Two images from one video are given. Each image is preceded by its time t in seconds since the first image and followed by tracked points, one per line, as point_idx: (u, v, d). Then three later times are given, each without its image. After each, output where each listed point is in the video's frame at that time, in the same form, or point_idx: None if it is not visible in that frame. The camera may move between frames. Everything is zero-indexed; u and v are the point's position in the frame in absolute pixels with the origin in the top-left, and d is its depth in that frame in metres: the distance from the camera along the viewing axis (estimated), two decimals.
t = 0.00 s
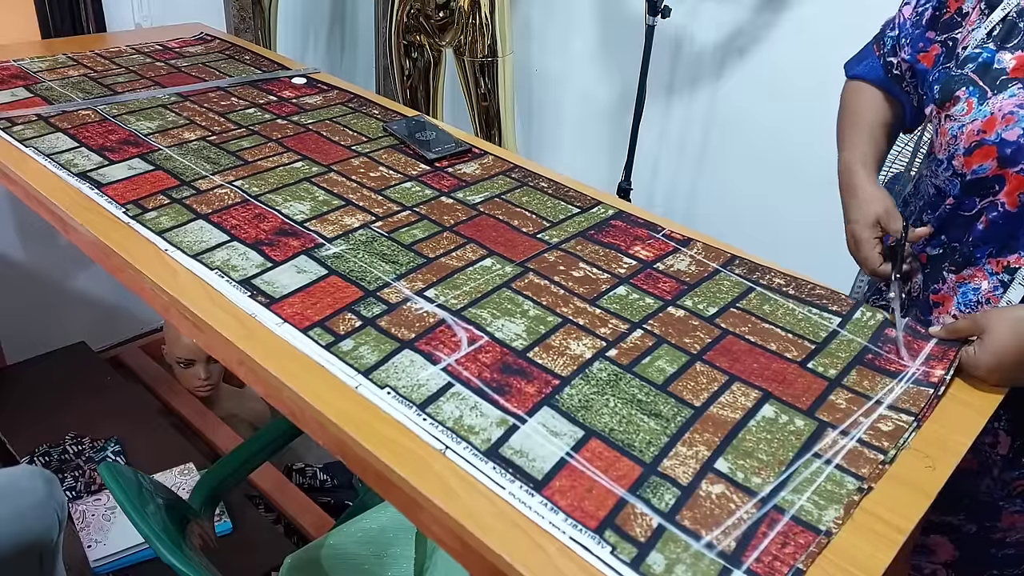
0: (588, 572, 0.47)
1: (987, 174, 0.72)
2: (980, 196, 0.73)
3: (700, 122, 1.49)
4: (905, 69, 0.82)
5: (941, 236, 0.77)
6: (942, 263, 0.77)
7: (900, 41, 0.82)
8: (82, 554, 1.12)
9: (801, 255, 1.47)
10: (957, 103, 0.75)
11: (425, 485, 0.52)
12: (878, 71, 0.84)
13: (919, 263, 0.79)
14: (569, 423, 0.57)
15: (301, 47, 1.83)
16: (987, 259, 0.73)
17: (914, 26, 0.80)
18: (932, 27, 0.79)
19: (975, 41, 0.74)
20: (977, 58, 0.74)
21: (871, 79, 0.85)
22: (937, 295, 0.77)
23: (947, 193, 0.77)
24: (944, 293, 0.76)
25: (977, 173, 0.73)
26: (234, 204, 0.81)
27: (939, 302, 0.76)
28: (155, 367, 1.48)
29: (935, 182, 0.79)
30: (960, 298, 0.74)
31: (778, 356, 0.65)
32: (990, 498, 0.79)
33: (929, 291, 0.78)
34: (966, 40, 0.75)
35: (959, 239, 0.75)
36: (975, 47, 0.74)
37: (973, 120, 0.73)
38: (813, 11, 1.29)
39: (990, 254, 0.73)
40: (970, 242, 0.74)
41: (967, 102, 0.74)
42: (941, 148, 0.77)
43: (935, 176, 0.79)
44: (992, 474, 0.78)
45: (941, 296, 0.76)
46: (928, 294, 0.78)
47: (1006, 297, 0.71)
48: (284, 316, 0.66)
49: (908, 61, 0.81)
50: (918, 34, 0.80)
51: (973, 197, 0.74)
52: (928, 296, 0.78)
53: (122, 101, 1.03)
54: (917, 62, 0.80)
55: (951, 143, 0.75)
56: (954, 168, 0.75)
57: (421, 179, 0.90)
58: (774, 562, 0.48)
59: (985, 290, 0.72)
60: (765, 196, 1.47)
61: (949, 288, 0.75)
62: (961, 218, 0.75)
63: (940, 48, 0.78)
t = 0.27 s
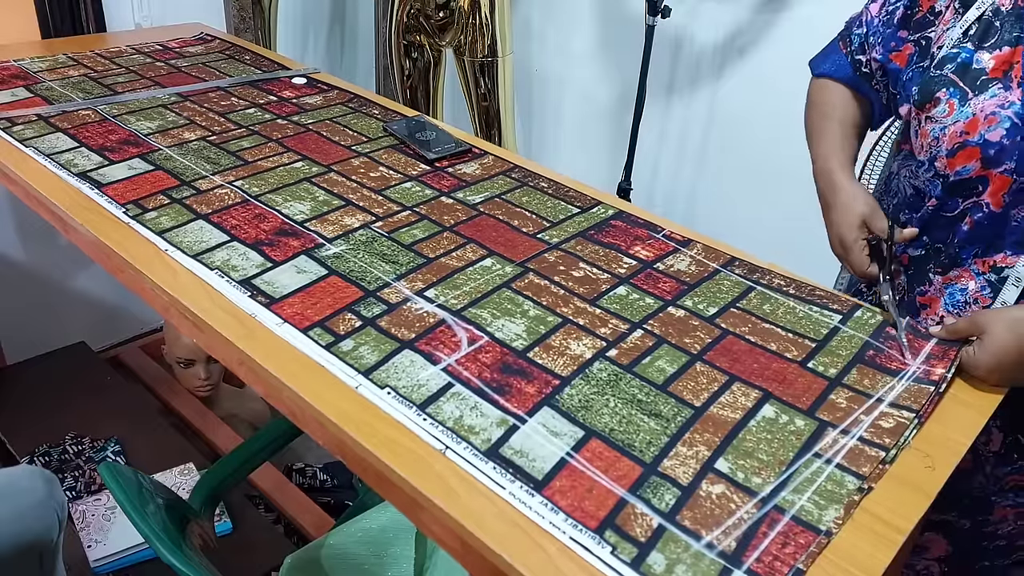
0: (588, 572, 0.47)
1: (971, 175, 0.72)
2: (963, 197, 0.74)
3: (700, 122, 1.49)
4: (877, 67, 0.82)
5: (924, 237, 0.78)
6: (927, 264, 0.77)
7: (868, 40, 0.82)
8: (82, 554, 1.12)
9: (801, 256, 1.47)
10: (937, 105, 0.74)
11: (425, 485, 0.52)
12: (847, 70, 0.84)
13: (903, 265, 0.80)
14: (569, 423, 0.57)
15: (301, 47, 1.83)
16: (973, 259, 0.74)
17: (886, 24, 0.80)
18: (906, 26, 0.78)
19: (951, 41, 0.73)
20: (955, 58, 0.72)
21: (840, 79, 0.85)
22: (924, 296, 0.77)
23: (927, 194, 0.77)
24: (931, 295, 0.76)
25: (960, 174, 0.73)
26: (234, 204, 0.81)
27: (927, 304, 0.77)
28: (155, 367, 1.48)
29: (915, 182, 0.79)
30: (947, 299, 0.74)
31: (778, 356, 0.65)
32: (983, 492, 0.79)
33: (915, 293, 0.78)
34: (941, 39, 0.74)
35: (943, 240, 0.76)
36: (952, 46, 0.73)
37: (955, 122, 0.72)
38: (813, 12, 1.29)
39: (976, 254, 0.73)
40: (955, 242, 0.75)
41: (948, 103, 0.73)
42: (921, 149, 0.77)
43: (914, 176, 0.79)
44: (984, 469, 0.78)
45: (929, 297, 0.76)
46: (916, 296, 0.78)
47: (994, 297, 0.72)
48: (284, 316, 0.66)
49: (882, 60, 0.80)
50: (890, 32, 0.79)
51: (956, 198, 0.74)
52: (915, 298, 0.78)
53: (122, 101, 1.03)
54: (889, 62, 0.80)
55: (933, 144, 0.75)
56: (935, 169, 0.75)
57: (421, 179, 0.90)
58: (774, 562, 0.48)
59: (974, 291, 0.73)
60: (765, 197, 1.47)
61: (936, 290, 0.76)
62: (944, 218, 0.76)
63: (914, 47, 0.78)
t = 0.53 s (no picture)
0: (588, 572, 0.47)
1: (963, 177, 0.72)
2: (953, 198, 0.73)
3: (700, 122, 1.49)
4: (852, 68, 0.81)
5: (913, 238, 0.77)
6: (918, 265, 0.77)
7: (845, 40, 0.81)
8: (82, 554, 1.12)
9: (802, 255, 1.47)
10: (927, 107, 0.73)
11: (425, 484, 0.52)
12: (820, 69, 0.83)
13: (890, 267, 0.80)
14: (570, 423, 0.57)
15: (301, 47, 1.83)
16: (965, 259, 0.74)
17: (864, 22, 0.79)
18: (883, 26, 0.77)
19: (937, 42, 0.72)
20: (944, 58, 0.72)
21: (813, 78, 0.83)
22: (916, 297, 0.78)
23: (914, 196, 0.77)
24: (924, 296, 0.77)
25: (952, 176, 0.72)
26: (234, 204, 0.81)
27: (921, 304, 0.78)
28: (154, 367, 1.48)
29: (901, 183, 0.78)
30: (941, 300, 0.75)
31: (778, 356, 0.65)
32: (980, 490, 0.79)
33: (907, 295, 0.79)
34: (925, 39, 0.73)
35: (931, 242, 0.76)
36: (939, 47, 0.72)
37: (946, 123, 0.72)
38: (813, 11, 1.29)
39: (968, 255, 0.74)
40: (947, 243, 0.75)
41: (939, 105, 0.72)
42: (909, 151, 0.76)
43: (900, 178, 0.78)
44: (980, 466, 0.78)
45: (922, 298, 0.77)
46: (908, 297, 0.79)
47: (987, 297, 0.72)
48: (284, 316, 0.66)
49: (862, 60, 0.80)
50: (869, 31, 0.79)
51: (946, 199, 0.74)
52: (907, 299, 0.79)
53: (122, 101, 1.03)
54: (870, 62, 0.79)
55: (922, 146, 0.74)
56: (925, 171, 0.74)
57: (421, 179, 0.90)
58: (775, 562, 0.48)
59: (967, 290, 0.73)
60: (766, 196, 1.47)
61: (929, 290, 0.77)
62: (934, 220, 0.75)
63: (896, 47, 0.77)
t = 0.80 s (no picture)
0: (588, 572, 0.47)
1: (955, 180, 0.72)
2: (945, 202, 0.73)
3: (700, 122, 1.49)
4: (826, 69, 0.81)
5: (904, 241, 0.77)
6: (911, 269, 0.77)
7: (819, 40, 0.80)
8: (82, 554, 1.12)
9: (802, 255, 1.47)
10: (918, 111, 0.72)
11: (425, 484, 0.52)
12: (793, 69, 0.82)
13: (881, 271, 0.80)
14: (569, 423, 0.57)
15: (301, 47, 1.83)
16: (959, 261, 0.74)
17: (841, 23, 0.79)
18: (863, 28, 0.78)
19: (923, 44, 0.72)
20: (934, 62, 0.71)
21: (786, 77, 0.83)
22: (911, 301, 0.78)
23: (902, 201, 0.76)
24: (918, 300, 0.77)
25: (944, 180, 0.72)
26: (234, 204, 0.81)
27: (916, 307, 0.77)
28: (154, 368, 1.48)
29: (886, 188, 0.77)
30: (936, 302, 0.75)
31: (778, 356, 0.65)
32: (980, 489, 0.79)
33: (901, 299, 0.79)
34: (910, 42, 0.73)
35: (922, 245, 0.76)
36: (927, 51, 0.72)
37: (938, 128, 0.72)
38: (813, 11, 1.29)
39: (961, 257, 0.74)
40: (939, 247, 0.75)
41: (930, 109, 0.72)
42: (896, 156, 0.75)
43: (885, 183, 0.77)
44: (978, 465, 0.78)
45: (917, 301, 0.77)
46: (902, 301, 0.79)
47: (982, 298, 0.72)
48: (284, 316, 0.66)
49: (841, 62, 0.79)
50: (848, 32, 0.78)
51: (937, 203, 0.74)
52: (902, 303, 0.78)
53: (122, 101, 1.03)
54: (851, 64, 0.79)
55: (912, 151, 0.73)
56: (915, 175, 0.74)
57: (421, 179, 0.90)
58: (774, 562, 0.48)
59: (962, 292, 0.73)
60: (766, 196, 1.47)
61: (923, 294, 0.76)
62: (925, 224, 0.75)
63: (877, 49, 0.77)
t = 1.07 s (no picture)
0: (588, 572, 0.47)
1: (952, 186, 0.72)
2: (942, 207, 0.73)
3: (700, 122, 1.49)
4: (807, 73, 0.79)
5: (899, 247, 0.77)
6: (909, 275, 0.77)
7: (801, 44, 0.78)
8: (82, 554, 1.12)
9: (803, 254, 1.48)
10: (914, 117, 0.72)
11: (425, 484, 0.52)
12: (769, 71, 0.79)
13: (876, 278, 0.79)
14: (569, 423, 0.57)
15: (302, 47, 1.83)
16: (957, 266, 0.74)
17: (827, 26, 0.77)
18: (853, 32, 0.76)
19: (916, 50, 0.72)
20: (929, 68, 0.71)
21: (762, 81, 0.79)
22: (910, 307, 0.77)
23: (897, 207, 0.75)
24: (918, 305, 0.77)
25: (941, 185, 0.72)
26: (234, 204, 0.81)
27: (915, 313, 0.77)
28: (154, 368, 1.48)
29: (879, 195, 0.77)
30: (936, 307, 0.75)
31: (778, 356, 0.65)
32: (980, 489, 0.79)
33: (899, 305, 0.78)
34: (902, 47, 0.73)
35: (919, 251, 0.75)
36: (921, 56, 0.71)
37: (935, 134, 0.71)
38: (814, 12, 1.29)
39: (959, 262, 0.74)
40: (937, 252, 0.74)
41: (926, 116, 0.71)
42: (890, 162, 0.75)
43: (878, 189, 0.77)
44: (979, 466, 0.78)
45: (916, 307, 0.77)
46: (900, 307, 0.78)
47: (982, 301, 0.73)
48: (284, 316, 0.66)
49: (829, 66, 0.78)
50: (835, 36, 0.77)
51: (934, 208, 0.73)
52: (901, 308, 0.78)
53: (122, 101, 1.03)
54: (842, 69, 0.78)
55: (908, 158, 0.73)
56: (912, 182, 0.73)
57: (421, 179, 0.90)
58: (775, 562, 0.48)
59: (961, 296, 0.74)
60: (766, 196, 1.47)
61: (922, 299, 0.76)
62: (921, 229, 0.75)
63: (869, 55, 0.76)
